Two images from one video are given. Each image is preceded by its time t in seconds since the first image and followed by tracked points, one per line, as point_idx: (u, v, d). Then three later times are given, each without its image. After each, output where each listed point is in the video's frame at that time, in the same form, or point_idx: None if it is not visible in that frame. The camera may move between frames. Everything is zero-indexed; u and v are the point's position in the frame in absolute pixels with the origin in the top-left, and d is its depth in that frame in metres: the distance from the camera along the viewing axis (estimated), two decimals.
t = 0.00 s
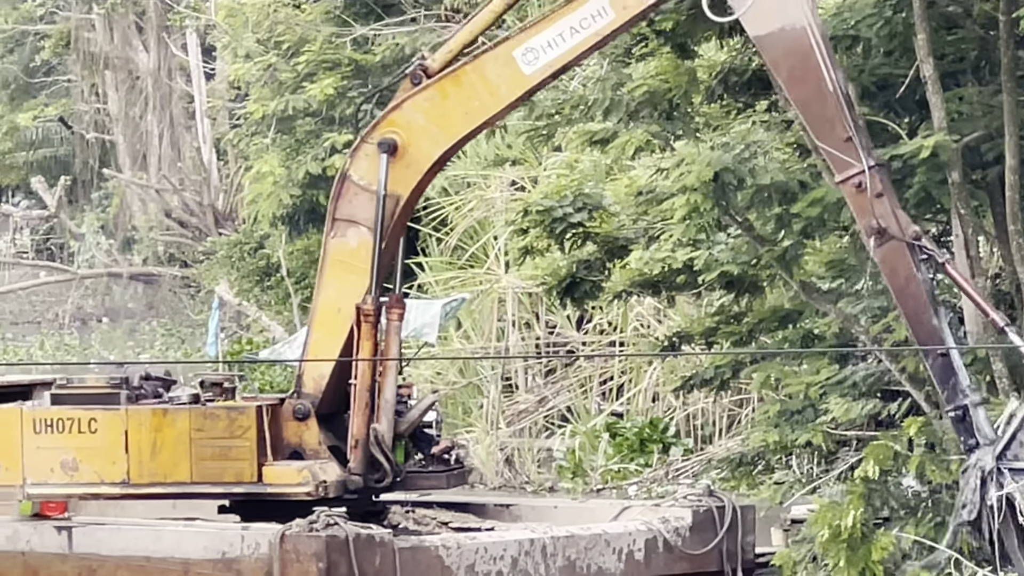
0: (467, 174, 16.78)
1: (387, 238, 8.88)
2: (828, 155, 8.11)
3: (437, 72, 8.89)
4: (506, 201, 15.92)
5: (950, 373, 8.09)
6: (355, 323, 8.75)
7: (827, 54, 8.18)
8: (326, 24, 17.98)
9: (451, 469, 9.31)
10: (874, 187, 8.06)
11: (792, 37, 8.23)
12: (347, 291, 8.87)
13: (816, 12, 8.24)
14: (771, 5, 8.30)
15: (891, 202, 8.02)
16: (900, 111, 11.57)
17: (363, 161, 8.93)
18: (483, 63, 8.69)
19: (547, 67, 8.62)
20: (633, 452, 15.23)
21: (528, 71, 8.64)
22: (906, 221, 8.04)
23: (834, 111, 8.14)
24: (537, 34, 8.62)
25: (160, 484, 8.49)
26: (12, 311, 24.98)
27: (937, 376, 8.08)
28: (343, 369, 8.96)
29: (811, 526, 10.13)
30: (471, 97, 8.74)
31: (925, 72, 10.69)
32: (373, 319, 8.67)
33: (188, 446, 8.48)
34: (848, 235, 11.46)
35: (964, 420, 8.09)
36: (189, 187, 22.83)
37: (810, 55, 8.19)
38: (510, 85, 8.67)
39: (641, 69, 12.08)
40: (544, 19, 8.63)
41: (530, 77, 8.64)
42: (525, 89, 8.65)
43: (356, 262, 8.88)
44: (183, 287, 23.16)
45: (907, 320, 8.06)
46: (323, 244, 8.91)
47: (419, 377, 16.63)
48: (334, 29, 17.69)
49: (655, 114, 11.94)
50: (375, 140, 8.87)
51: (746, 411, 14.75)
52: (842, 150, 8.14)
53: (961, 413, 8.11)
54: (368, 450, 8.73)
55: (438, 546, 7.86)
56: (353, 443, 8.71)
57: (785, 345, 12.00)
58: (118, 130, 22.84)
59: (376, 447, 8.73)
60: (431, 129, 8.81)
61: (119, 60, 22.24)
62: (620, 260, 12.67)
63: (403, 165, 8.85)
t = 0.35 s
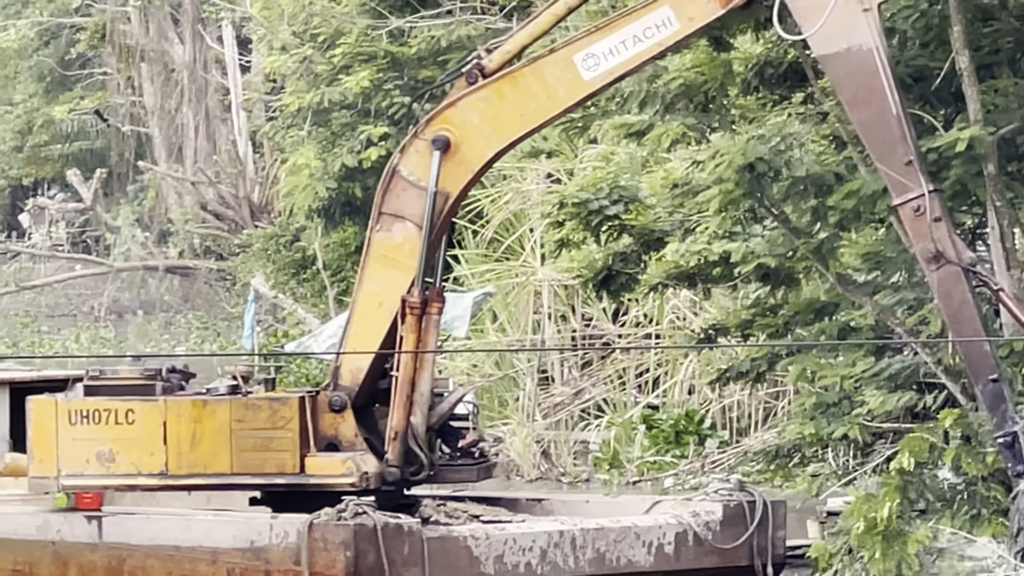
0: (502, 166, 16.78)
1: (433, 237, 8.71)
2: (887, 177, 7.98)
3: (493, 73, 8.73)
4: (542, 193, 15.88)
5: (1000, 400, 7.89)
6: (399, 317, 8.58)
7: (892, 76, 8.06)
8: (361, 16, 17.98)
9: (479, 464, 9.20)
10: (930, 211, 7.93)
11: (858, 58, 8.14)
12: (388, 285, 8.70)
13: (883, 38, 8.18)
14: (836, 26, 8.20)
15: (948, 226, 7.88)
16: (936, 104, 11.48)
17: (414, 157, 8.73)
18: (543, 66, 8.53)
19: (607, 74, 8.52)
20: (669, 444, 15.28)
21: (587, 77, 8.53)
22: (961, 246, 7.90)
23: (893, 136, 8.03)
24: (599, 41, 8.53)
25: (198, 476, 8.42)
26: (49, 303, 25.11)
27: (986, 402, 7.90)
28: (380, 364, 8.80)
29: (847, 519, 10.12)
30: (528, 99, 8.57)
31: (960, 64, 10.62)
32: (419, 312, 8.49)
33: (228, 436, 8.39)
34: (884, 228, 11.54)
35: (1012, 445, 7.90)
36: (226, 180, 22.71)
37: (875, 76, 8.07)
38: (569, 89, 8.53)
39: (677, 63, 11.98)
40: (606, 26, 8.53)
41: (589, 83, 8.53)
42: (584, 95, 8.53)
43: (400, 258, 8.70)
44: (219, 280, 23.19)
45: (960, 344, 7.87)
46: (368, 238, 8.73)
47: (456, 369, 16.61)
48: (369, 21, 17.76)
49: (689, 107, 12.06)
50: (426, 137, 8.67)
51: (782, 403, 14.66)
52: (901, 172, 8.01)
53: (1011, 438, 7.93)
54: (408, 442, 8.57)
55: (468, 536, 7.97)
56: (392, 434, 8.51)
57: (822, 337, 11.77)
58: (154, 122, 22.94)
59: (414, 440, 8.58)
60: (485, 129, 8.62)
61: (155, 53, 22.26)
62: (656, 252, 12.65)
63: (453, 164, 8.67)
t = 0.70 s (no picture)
0: (530, 154, 16.78)
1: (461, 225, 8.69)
2: (920, 170, 7.81)
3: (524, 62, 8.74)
4: (570, 181, 15.85)
5: None
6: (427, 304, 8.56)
7: (927, 70, 7.89)
8: (389, 5, 17.99)
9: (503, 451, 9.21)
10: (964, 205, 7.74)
11: (893, 51, 7.98)
12: (416, 272, 8.69)
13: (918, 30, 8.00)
14: (870, 19, 8.03)
15: (982, 220, 7.70)
16: (964, 92, 11.40)
17: (443, 144, 8.71)
18: (575, 55, 8.53)
19: (640, 64, 8.52)
20: (698, 432, 15.30)
21: (620, 67, 8.52)
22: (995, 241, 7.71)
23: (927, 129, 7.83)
24: (632, 31, 8.53)
25: (226, 462, 8.39)
26: (77, 291, 25.14)
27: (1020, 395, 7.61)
28: (404, 351, 8.79)
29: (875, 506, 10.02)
30: (559, 88, 8.56)
31: (988, 52, 10.55)
32: (448, 299, 8.47)
33: (256, 422, 8.38)
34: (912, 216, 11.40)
35: None
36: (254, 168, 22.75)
37: (909, 70, 7.92)
38: (601, 79, 8.53)
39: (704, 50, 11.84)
40: (640, 17, 8.55)
41: (621, 73, 8.52)
42: (616, 85, 8.52)
43: (427, 245, 8.69)
44: (248, 268, 23.21)
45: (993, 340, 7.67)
46: (396, 224, 8.72)
47: (484, 357, 16.58)
48: (398, 9, 17.77)
49: (717, 95, 11.92)
50: (457, 124, 8.65)
51: (810, 391, 14.56)
52: (935, 166, 7.83)
53: None
54: (433, 429, 8.54)
55: (487, 521, 7.77)
56: (417, 420, 8.48)
57: (850, 325, 11.76)
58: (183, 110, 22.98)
59: (439, 427, 8.56)
60: (516, 117, 8.59)
61: (183, 41, 22.56)
62: (684, 240, 12.62)
63: (483, 151, 8.64)
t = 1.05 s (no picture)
0: (550, 142, 16.77)
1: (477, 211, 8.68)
2: (936, 162, 7.77)
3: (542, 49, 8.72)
4: (589, 169, 15.82)
5: None
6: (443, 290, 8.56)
7: (945, 61, 7.84)
8: None
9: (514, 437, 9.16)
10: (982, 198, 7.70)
11: (911, 43, 7.93)
12: (431, 257, 8.69)
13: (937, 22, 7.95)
14: (890, 10, 8.01)
15: (999, 213, 7.65)
16: (983, 80, 11.34)
17: (460, 130, 8.71)
18: (593, 43, 8.51)
19: (658, 52, 8.50)
20: (717, 420, 15.31)
21: (637, 55, 8.50)
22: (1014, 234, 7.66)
23: (944, 120, 7.79)
24: (650, 19, 8.51)
25: (241, 448, 8.39)
26: (98, 278, 25.23)
27: None
28: (419, 337, 8.79)
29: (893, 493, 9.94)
30: (576, 76, 8.54)
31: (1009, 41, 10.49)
32: (464, 285, 8.47)
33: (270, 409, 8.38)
34: (932, 204, 11.32)
35: None
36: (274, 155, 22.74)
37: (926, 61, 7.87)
38: (618, 66, 8.50)
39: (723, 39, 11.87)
40: (658, 6, 8.53)
41: (639, 61, 8.50)
42: (633, 73, 8.50)
43: (443, 231, 8.69)
44: (267, 256, 23.23)
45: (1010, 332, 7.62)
46: (411, 210, 8.72)
47: (504, 345, 16.58)
48: None
49: (737, 83, 11.88)
50: (474, 111, 8.65)
51: (830, 378, 14.64)
52: (953, 158, 7.79)
53: None
54: (448, 415, 8.56)
55: (496, 505, 7.58)
56: (433, 406, 8.50)
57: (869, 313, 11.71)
58: (202, 98, 23.01)
59: (454, 413, 8.58)
60: (533, 104, 8.58)
61: (201, 28, 22.35)
62: (704, 228, 12.58)
63: (500, 138, 8.63)
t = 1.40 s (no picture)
0: (561, 127, 16.77)
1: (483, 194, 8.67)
2: (944, 145, 7.73)
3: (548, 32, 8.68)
4: (601, 154, 15.80)
5: None
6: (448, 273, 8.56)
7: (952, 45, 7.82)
8: None
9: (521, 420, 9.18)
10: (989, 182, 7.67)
11: (919, 27, 7.89)
12: (437, 241, 8.68)
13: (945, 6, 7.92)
14: None
15: (1007, 197, 7.61)
16: (995, 66, 11.27)
17: (466, 113, 8.70)
18: (599, 27, 8.46)
19: (665, 36, 8.43)
20: (728, 406, 15.35)
21: (643, 39, 8.44)
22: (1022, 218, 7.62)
23: (951, 104, 7.76)
24: (656, 3, 8.43)
25: (247, 432, 8.43)
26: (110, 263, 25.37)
27: None
28: (425, 320, 8.79)
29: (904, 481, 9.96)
30: (582, 60, 8.51)
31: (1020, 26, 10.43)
32: (469, 268, 8.46)
33: (277, 393, 8.41)
34: (943, 190, 11.26)
35: None
36: (285, 138, 22.56)
37: (934, 45, 7.84)
38: (625, 50, 8.47)
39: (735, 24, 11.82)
40: None
41: (645, 45, 8.45)
42: (640, 56, 8.45)
43: (448, 214, 8.68)
44: (278, 241, 23.24)
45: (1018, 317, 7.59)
46: (417, 194, 8.71)
47: (515, 329, 16.58)
48: None
49: (748, 68, 11.88)
50: (480, 94, 8.64)
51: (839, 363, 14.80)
52: (960, 142, 7.76)
53: None
54: (454, 398, 8.58)
55: (498, 489, 7.87)
56: (439, 390, 8.53)
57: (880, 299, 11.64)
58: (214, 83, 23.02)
59: (460, 396, 8.61)
60: (539, 88, 8.57)
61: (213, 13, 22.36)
62: (715, 214, 12.56)
63: (506, 122, 8.63)
